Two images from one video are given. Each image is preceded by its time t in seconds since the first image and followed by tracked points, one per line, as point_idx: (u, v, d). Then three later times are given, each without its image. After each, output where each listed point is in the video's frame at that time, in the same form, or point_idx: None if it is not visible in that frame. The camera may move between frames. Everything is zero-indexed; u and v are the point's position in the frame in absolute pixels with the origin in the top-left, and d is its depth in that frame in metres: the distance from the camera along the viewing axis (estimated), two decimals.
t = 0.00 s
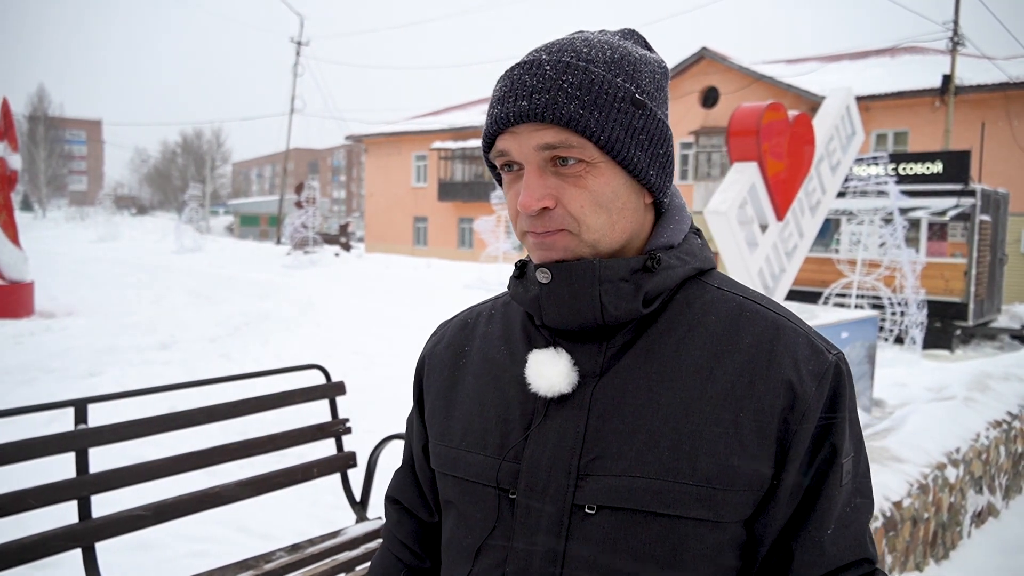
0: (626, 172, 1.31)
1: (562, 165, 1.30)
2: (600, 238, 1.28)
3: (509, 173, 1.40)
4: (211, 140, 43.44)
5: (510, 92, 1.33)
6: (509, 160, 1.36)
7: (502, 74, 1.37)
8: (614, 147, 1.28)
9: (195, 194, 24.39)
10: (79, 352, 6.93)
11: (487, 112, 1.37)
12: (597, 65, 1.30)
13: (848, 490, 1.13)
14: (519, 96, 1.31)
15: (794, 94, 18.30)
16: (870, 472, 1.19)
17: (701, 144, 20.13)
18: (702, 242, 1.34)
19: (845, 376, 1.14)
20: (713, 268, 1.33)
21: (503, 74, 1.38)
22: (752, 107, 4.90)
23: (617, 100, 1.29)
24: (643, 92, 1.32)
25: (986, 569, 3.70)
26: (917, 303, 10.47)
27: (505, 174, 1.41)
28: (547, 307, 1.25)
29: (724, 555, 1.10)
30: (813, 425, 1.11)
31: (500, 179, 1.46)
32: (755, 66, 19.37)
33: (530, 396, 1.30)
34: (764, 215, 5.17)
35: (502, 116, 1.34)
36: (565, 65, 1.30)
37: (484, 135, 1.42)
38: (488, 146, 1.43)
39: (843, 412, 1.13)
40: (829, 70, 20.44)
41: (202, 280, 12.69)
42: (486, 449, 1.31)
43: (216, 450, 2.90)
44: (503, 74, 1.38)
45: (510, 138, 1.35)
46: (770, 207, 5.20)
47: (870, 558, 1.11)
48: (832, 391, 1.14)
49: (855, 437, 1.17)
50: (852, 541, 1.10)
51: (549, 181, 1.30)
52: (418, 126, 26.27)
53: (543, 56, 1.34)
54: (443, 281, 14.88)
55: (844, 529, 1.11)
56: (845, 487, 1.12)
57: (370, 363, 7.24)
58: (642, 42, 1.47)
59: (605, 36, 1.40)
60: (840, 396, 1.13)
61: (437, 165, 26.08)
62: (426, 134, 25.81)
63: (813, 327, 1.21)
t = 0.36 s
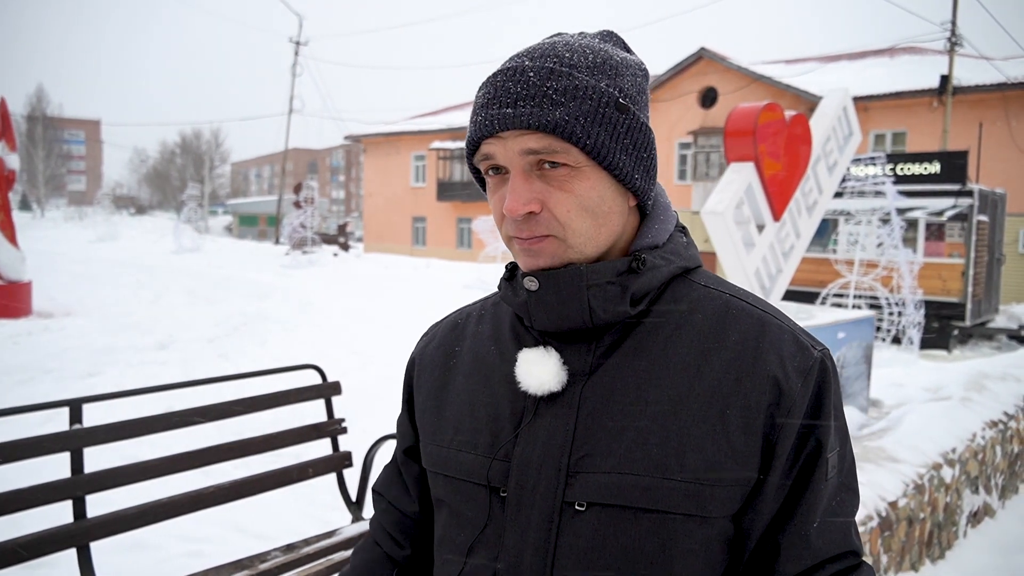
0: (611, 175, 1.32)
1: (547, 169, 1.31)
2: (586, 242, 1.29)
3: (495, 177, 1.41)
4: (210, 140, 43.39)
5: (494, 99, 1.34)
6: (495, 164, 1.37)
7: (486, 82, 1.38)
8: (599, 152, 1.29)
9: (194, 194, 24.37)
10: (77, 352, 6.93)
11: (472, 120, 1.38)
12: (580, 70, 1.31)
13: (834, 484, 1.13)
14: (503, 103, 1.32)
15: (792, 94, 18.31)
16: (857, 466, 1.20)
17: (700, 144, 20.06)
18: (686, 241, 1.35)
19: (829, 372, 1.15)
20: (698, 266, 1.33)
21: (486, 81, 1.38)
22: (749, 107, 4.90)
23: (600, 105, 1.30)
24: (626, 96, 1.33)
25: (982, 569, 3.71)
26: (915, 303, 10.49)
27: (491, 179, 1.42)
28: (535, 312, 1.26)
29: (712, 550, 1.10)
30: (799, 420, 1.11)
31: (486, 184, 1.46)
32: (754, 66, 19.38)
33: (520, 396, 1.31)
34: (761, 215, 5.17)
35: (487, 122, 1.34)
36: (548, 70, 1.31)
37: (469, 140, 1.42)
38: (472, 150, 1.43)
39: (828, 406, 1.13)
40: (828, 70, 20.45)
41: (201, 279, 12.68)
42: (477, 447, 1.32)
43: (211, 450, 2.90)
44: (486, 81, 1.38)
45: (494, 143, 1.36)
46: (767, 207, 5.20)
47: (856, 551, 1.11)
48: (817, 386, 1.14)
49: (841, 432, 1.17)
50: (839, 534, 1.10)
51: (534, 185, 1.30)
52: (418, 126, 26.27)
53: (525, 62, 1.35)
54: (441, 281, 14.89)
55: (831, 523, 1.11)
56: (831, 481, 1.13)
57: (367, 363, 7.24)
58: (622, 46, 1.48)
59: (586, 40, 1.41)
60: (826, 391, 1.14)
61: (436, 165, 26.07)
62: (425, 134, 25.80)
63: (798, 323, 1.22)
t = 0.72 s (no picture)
0: (607, 164, 1.32)
1: (544, 153, 1.32)
2: (579, 230, 1.29)
3: (494, 164, 1.42)
4: (210, 141, 43.38)
5: (494, 84, 1.36)
6: (493, 149, 1.38)
7: (489, 68, 1.40)
8: (594, 139, 1.29)
9: (194, 194, 24.38)
10: (75, 352, 6.92)
11: (472, 105, 1.39)
12: (581, 59, 1.32)
13: (831, 481, 1.12)
14: (503, 87, 1.33)
15: (792, 94, 18.33)
16: (855, 463, 1.19)
17: (699, 144, 20.04)
18: (685, 237, 1.34)
19: (825, 368, 1.15)
20: (697, 262, 1.33)
21: (488, 68, 1.40)
22: (748, 107, 4.89)
23: (598, 93, 1.30)
24: (624, 88, 1.33)
25: (981, 569, 3.71)
26: (914, 304, 10.51)
27: (490, 165, 1.43)
28: (531, 302, 1.27)
29: (705, 545, 1.11)
30: (794, 415, 1.11)
31: (485, 171, 1.47)
32: (753, 66, 19.39)
33: (518, 389, 1.31)
34: (761, 215, 5.17)
35: (487, 106, 1.36)
36: (549, 58, 1.32)
37: (470, 126, 1.44)
38: (473, 136, 1.44)
39: (823, 402, 1.13)
40: (827, 70, 20.48)
41: (200, 280, 12.68)
42: (475, 440, 1.33)
43: (208, 450, 2.89)
44: (489, 67, 1.40)
45: (494, 126, 1.37)
46: (766, 207, 5.21)
47: (851, 547, 1.11)
48: (812, 382, 1.14)
49: (838, 428, 1.17)
50: (834, 530, 1.10)
51: (530, 168, 1.31)
52: (417, 126, 26.28)
53: (527, 51, 1.37)
54: (441, 280, 14.89)
55: (827, 519, 1.10)
56: (829, 477, 1.11)
57: (367, 363, 7.24)
58: (625, 43, 1.49)
59: (589, 35, 1.42)
60: (822, 387, 1.13)
61: (436, 165, 26.08)
62: (424, 134, 25.80)
63: (795, 320, 1.21)
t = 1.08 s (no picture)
0: (588, 164, 1.32)
1: (524, 157, 1.33)
2: (561, 230, 1.30)
3: (481, 170, 1.44)
4: (208, 140, 43.33)
5: (475, 92, 1.38)
6: (478, 156, 1.41)
7: (471, 77, 1.43)
8: (573, 140, 1.30)
9: (192, 194, 24.37)
10: (73, 352, 6.91)
11: (456, 114, 1.43)
12: (557, 64, 1.34)
13: (819, 481, 1.10)
14: (482, 95, 1.36)
15: (790, 95, 18.36)
16: (849, 464, 1.16)
17: (698, 145, 20.06)
18: (678, 235, 1.33)
19: (811, 366, 1.12)
20: (689, 260, 1.32)
21: (470, 77, 1.43)
22: (745, 107, 4.88)
23: (574, 95, 1.31)
24: (603, 88, 1.33)
25: (978, 569, 3.71)
26: (912, 304, 10.52)
27: (477, 172, 1.45)
28: (518, 301, 1.28)
29: (685, 541, 1.11)
30: (775, 414, 1.10)
31: (475, 177, 1.50)
32: (752, 66, 19.40)
33: (508, 386, 1.33)
34: (757, 216, 5.18)
35: (468, 115, 1.39)
36: (524, 64, 1.34)
37: (456, 135, 1.47)
38: (460, 145, 1.47)
39: (808, 402, 1.10)
40: (826, 71, 20.50)
41: (199, 280, 12.68)
42: (468, 436, 1.35)
43: (204, 449, 2.89)
44: (471, 77, 1.43)
45: (476, 134, 1.39)
46: (763, 207, 5.21)
47: (840, 549, 1.08)
48: (797, 380, 1.12)
49: (828, 428, 1.14)
50: (819, 531, 1.07)
51: (511, 173, 1.33)
52: (416, 126, 26.27)
53: (506, 57, 1.39)
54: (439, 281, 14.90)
55: (811, 520, 1.08)
56: (814, 477, 1.09)
57: (365, 363, 7.24)
58: (612, 43, 1.49)
59: (571, 36, 1.43)
60: (807, 385, 1.11)
61: (435, 165, 26.09)
62: (423, 134, 25.79)
63: (784, 317, 1.20)
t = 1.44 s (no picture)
0: (590, 162, 1.32)
1: (526, 153, 1.34)
2: (561, 225, 1.30)
3: (486, 165, 1.45)
4: (208, 141, 43.32)
5: (482, 87, 1.39)
6: (483, 151, 1.42)
7: (478, 72, 1.43)
8: (575, 137, 1.30)
9: (192, 194, 24.36)
10: (72, 352, 6.91)
11: (463, 109, 1.43)
12: (563, 60, 1.33)
13: (810, 485, 1.10)
14: (486, 90, 1.36)
15: (790, 95, 18.37)
16: (844, 467, 1.16)
17: (698, 145, 20.06)
18: (680, 234, 1.33)
19: (805, 367, 1.12)
20: (691, 261, 1.32)
21: (478, 72, 1.43)
22: (745, 108, 4.88)
23: (577, 92, 1.31)
24: (607, 85, 1.33)
25: (976, 569, 3.71)
26: (912, 304, 10.52)
27: (482, 166, 1.46)
28: (517, 295, 1.29)
29: (675, 541, 1.11)
30: (767, 416, 1.10)
31: (481, 172, 1.50)
32: (752, 66, 19.41)
33: (509, 383, 1.34)
34: (757, 216, 5.19)
35: (474, 110, 1.40)
36: (530, 60, 1.34)
37: (463, 130, 1.48)
38: (466, 140, 1.48)
39: (801, 405, 1.10)
40: (826, 71, 20.51)
41: (198, 280, 12.68)
42: (467, 432, 1.36)
43: (203, 449, 2.89)
44: (478, 72, 1.43)
45: (481, 129, 1.40)
46: (762, 207, 5.21)
47: (832, 552, 1.08)
48: (792, 383, 1.12)
49: (823, 430, 1.14)
50: (809, 534, 1.07)
51: (514, 168, 1.34)
52: (416, 126, 26.27)
53: (512, 54, 1.39)
54: (439, 281, 14.91)
55: (803, 523, 1.08)
56: (806, 480, 1.09)
57: (363, 363, 7.24)
58: (623, 42, 1.49)
59: (580, 34, 1.43)
60: (800, 387, 1.11)
61: (435, 165, 26.09)
62: (424, 134, 25.79)
63: (782, 319, 1.20)
